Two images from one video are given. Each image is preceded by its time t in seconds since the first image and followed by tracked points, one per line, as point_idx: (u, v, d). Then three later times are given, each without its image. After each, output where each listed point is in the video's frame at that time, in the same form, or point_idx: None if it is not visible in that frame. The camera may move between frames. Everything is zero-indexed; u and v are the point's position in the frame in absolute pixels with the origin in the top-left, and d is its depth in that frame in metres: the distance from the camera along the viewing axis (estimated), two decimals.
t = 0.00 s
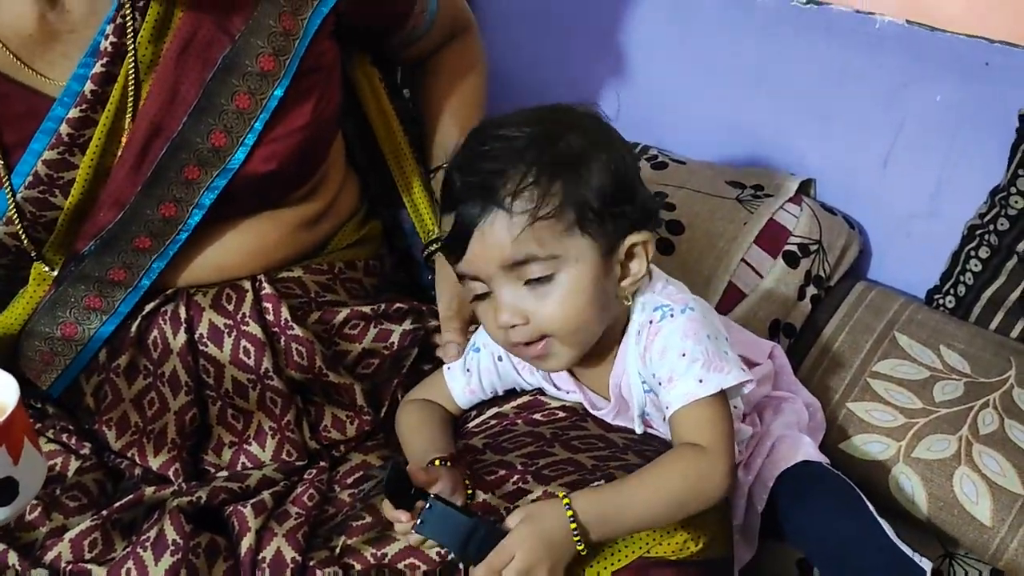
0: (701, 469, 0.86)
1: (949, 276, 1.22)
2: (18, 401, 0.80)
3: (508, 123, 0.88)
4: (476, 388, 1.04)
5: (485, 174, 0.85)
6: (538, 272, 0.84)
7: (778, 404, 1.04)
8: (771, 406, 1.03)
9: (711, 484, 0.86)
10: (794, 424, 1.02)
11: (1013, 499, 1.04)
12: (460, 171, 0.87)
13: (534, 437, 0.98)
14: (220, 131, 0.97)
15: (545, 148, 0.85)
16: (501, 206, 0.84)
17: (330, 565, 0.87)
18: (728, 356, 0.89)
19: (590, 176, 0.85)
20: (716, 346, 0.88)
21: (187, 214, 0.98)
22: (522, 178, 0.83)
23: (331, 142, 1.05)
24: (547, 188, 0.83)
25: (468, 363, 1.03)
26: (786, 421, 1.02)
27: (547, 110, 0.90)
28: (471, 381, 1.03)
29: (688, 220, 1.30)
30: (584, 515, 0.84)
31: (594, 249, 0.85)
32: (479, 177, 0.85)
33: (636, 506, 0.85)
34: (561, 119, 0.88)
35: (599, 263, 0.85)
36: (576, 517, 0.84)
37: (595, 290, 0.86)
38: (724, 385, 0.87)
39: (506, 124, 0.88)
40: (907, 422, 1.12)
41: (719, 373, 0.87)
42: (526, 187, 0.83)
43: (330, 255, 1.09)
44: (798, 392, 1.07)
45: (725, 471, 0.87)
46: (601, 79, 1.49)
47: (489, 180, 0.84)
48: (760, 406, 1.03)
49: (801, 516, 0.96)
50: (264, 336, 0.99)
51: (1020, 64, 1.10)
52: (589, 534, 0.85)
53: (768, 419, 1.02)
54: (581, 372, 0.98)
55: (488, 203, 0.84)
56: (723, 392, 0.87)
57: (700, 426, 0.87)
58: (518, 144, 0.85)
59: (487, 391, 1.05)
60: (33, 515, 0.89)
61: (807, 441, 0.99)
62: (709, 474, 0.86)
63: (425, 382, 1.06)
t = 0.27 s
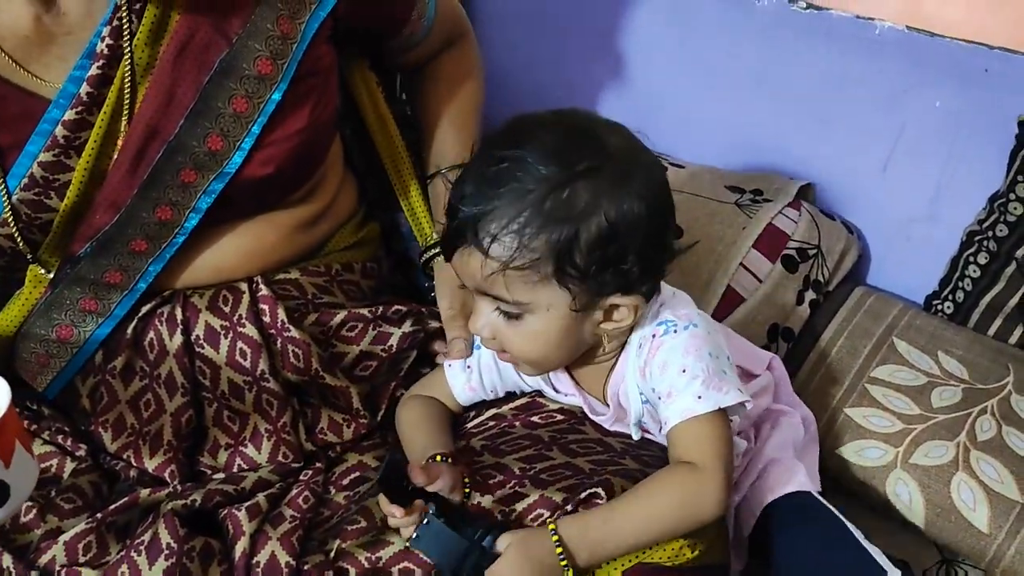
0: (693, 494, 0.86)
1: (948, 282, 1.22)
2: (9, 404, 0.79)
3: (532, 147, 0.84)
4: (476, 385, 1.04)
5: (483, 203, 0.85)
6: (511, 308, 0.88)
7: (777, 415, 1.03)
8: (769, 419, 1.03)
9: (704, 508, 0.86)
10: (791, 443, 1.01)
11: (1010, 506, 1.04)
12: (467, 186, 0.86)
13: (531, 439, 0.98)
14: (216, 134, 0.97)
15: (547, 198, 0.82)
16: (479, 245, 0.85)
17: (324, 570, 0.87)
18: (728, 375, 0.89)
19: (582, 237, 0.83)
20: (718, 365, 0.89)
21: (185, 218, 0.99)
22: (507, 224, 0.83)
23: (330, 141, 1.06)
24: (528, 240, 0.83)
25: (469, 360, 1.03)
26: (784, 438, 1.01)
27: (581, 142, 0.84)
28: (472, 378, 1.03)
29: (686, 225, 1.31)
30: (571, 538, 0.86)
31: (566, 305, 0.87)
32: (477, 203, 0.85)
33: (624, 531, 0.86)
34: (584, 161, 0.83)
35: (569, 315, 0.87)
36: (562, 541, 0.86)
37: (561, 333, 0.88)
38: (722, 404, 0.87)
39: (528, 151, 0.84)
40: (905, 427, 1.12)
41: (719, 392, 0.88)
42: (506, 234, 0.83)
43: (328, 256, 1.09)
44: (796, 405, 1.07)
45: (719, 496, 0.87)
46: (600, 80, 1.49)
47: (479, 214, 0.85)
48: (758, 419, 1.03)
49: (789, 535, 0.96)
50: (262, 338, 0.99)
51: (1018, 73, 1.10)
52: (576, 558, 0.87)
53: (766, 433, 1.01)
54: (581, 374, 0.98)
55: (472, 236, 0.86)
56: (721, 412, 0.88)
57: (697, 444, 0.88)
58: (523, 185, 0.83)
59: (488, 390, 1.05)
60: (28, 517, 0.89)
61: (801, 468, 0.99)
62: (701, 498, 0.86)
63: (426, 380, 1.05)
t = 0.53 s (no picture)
0: (653, 500, 0.86)
1: (951, 278, 1.22)
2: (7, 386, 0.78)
3: (549, 162, 0.81)
4: (478, 368, 1.04)
5: (495, 219, 0.82)
6: (518, 318, 0.87)
7: (778, 430, 1.04)
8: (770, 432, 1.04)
9: (664, 514, 0.86)
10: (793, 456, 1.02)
11: (1012, 501, 1.04)
12: (480, 198, 0.83)
13: (532, 429, 0.99)
14: (218, 123, 0.96)
15: (564, 220, 0.80)
16: (489, 260, 0.84)
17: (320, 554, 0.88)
18: (724, 384, 0.89)
19: (596, 259, 0.81)
20: (715, 372, 0.89)
21: (185, 208, 0.98)
22: (521, 243, 0.81)
23: (331, 132, 1.05)
24: (541, 261, 0.81)
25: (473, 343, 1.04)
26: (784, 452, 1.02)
27: (601, 159, 0.81)
28: (474, 361, 1.03)
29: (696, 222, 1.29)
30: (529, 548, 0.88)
31: (575, 321, 0.86)
32: (489, 217, 0.83)
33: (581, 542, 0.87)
34: (603, 183, 0.80)
35: (576, 329, 0.87)
36: (520, 551, 0.88)
37: (569, 342, 0.88)
38: (710, 410, 0.87)
39: (545, 168, 0.81)
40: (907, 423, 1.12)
41: (709, 398, 0.87)
42: (518, 252, 0.82)
43: (328, 245, 1.09)
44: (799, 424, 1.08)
45: (681, 501, 0.86)
46: (602, 74, 1.48)
47: (490, 230, 0.82)
48: (761, 433, 1.04)
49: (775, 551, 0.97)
50: (261, 328, 0.99)
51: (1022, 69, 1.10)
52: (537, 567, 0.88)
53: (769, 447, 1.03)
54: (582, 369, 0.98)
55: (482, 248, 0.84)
56: (709, 419, 0.87)
57: (676, 447, 0.87)
58: (539, 206, 0.80)
59: (489, 374, 1.05)
60: (26, 505, 0.89)
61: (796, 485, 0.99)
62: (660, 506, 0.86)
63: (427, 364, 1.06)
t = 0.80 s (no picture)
0: (648, 501, 0.86)
1: (956, 275, 1.21)
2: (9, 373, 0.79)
3: (579, 172, 0.80)
4: (491, 360, 1.04)
5: (522, 226, 0.82)
6: (539, 324, 0.87)
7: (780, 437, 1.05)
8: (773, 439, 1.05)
9: (650, 515, 0.87)
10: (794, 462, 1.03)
11: (1014, 499, 1.04)
12: (506, 202, 0.83)
13: (537, 419, 0.99)
14: (226, 115, 0.96)
15: (593, 232, 0.80)
16: (513, 267, 0.83)
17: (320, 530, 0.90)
18: (731, 395, 0.90)
19: (622, 270, 0.82)
20: (722, 382, 0.90)
21: (192, 199, 0.99)
22: (547, 251, 0.81)
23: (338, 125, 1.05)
24: (568, 270, 0.81)
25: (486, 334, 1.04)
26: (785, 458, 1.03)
27: (632, 171, 0.81)
28: (487, 352, 1.04)
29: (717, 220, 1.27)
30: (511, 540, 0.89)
31: (598, 329, 0.87)
32: (515, 224, 0.82)
33: (564, 536, 0.87)
34: (633, 195, 0.80)
35: (597, 337, 0.88)
36: (502, 543, 0.89)
37: (588, 345, 0.88)
38: (712, 419, 0.88)
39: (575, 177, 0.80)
40: (911, 419, 1.12)
41: (713, 407, 0.88)
42: (543, 260, 0.81)
43: (334, 238, 1.09)
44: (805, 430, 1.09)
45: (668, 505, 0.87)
46: (611, 71, 1.48)
47: (516, 237, 0.82)
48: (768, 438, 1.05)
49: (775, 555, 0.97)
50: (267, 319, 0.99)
51: None
52: (516, 560, 0.89)
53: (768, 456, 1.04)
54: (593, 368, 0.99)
55: (504, 253, 0.83)
56: (710, 427, 0.88)
57: (672, 450, 0.88)
58: (567, 215, 0.80)
59: (503, 365, 1.05)
60: (32, 493, 0.90)
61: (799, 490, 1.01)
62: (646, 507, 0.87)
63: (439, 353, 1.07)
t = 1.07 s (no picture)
0: (606, 489, 0.87)
1: (964, 268, 1.21)
2: (11, 354, 0.80)
3: (590, 157, 0.81)
4: (505, 343, 1.06)
5: (529, 208, 0.83)
6: (541, 310, 0.87)
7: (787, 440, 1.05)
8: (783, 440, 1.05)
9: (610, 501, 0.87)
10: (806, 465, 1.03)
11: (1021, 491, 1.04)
12: (516, 183, 0.84)
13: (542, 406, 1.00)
14: (236, 105, 0.97)
15: (600, 219, 0.81)
16: (517, 249, 0.84)
17: (330, 532, 0.91)
18: (722, 401, 0.91)
19: (625, 261, 0.82)
20: (715, 387, 0.90)
21: (201, 187, 0.99)
22: (552, 235, 0.82)
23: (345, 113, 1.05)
24: (571, 255, 0.82)
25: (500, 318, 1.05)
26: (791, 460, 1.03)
27: (645, 160, 0.81)
28: (502, 336, 1.05)
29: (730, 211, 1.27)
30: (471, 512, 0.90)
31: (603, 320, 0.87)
32: (522, 205, 0.83)
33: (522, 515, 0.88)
34: (643, 182, 0.81)
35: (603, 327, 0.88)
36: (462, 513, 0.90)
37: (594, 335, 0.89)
38: (697, 423, 0.89)
39: (588, 161, 0.81)
40: (917, 411, 1.12)
41: (700, 411, 0.89)
42: (548, 243, 0.82)
43: (341, 225, 1.09)
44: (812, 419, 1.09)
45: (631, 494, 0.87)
46: (618, 65, 1.48)
47: (523, 217, 0.83)
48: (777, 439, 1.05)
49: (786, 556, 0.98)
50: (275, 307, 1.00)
51: None
52: (475, 533, 0.90)
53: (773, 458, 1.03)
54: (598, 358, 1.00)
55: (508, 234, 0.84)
56: (692, 431, 0.90)
57: (649, 448, 0.89)
58: (575, 200, 0.81)
59: (517, 348, 1.06)
60: (40, 476, 0.91)
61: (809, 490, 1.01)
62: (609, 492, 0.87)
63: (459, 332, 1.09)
